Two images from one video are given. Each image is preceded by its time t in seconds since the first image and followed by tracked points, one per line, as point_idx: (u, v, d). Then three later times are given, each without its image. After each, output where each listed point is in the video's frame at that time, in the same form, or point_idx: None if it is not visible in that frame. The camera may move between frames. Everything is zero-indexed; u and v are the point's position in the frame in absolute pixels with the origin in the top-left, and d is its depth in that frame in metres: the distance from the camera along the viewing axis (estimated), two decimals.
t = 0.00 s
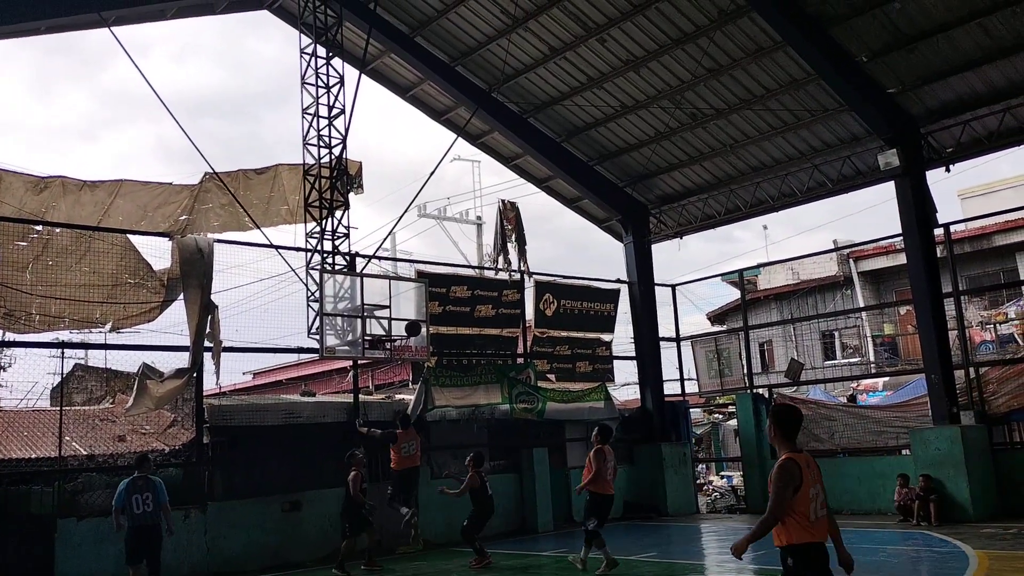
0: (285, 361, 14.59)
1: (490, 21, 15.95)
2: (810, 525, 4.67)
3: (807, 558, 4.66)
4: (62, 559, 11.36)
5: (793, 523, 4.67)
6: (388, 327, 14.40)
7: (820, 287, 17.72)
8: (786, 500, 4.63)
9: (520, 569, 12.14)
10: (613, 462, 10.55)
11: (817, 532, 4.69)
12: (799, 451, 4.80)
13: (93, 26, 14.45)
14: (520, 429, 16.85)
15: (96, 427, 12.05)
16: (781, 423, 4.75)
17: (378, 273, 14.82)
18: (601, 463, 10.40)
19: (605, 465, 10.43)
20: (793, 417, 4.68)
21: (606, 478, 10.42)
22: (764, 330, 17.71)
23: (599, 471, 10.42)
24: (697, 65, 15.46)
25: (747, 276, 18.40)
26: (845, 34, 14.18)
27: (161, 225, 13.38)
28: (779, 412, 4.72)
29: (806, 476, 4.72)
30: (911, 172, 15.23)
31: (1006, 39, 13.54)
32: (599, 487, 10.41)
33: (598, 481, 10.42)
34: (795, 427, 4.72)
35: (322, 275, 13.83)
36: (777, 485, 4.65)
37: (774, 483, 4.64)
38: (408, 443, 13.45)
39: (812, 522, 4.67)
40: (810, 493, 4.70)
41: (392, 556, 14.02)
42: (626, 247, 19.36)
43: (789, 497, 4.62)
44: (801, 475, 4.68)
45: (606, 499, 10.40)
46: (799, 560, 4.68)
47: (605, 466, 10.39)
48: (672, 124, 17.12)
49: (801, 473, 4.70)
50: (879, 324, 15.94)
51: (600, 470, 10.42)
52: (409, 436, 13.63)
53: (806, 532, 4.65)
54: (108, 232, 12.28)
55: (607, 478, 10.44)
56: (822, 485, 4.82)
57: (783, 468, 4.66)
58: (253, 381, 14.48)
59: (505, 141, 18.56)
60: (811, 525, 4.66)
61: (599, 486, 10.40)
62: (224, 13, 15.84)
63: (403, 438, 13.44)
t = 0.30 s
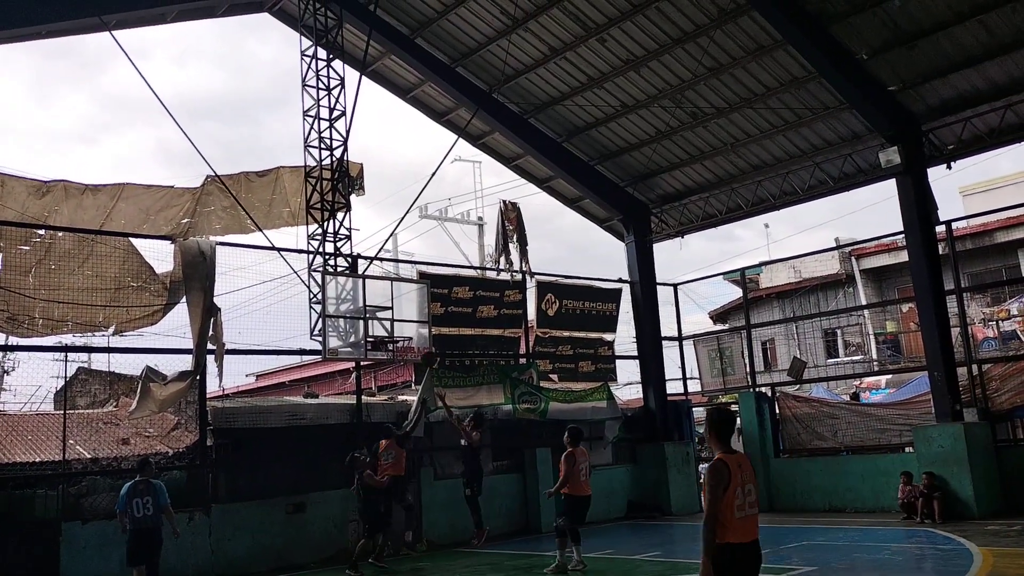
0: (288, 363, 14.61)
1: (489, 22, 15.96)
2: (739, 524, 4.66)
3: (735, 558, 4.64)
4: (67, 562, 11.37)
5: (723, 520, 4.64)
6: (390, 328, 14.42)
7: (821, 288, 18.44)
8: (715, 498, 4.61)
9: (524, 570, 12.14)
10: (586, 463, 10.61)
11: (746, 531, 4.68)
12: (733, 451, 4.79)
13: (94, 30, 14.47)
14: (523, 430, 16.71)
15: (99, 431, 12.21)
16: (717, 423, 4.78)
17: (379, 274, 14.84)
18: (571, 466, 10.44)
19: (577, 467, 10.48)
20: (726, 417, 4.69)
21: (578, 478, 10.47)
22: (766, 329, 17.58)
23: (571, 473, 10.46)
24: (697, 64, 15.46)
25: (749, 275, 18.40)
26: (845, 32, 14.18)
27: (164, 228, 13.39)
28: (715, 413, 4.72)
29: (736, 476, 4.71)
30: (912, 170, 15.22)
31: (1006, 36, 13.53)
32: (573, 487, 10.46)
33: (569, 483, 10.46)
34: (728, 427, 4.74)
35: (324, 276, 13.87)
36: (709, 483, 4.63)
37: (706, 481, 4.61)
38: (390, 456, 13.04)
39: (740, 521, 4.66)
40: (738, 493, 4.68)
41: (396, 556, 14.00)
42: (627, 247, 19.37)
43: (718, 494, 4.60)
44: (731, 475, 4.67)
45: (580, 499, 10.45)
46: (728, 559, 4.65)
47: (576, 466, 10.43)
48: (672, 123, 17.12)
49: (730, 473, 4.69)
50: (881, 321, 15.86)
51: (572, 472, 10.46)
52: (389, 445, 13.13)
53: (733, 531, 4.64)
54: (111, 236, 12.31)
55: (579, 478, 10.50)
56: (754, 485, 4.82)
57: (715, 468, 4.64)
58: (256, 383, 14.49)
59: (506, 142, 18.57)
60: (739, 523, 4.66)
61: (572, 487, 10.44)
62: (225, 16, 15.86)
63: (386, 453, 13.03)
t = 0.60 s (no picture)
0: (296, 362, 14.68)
1: (491, 19, 15.95)
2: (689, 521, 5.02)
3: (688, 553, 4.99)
4: (78, 565, 11.44)
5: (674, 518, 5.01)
6: (396, 327, 14.45)
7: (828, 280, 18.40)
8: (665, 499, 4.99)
9: (532, 568, 12.15)
10: (579, 460, 10.61)
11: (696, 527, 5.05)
12: (681, 454, 5.18)
13: (97, 33, 14.50)
14: (531, 427, 16.81)
15: (108, 432, 12.19)
16: (665, 431, 5.18)
17: (384, 273, 14.86)
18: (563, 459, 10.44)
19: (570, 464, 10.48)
20: (674, 423, 5.09)
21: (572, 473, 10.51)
22: (773, 322, 17.62)
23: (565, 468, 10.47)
24: (700, 58, 15.43)
25: (754, 269, 18.39)
26: (847, 24, 14.13)
27: (169, 229, 13.42)
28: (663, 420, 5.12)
29: (684, 476, 5.09)
30: (917, 161, 15.16)
31: (1010, 26, 13.46)
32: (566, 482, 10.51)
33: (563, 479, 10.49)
34: (675, 433, 5.13)
35: (330, 276, 13.93)
36: (658, 486, 5.01)
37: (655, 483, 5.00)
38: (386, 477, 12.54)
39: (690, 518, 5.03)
40: (687, 491, 5.06)
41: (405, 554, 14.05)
42: (632, 243, 19.36)
43: (667, 496, 4.99)
44: (679, 476, 5.05)
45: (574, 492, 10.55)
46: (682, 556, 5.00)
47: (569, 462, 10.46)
48: (675, 118, 17.10)
49: (678, 474, 5.07)
50: (888, 314, 15.95)
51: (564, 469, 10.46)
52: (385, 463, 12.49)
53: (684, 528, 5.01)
54: (116, 238, 12.35)
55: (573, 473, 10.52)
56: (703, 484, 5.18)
57: (663, 471, 5.02)
58: (263, 383, 14.52)
59: (509, 139, 18.58)
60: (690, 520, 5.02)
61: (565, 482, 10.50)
62: (227, 17, 15.88)
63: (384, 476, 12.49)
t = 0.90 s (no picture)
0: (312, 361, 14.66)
1: (504, 16, 15.91)
2: (653, 508, 5.42)
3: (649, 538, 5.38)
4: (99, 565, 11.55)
5: (636, 504, 5.43)
6: (412, 325, 14.46)
7: (846, 274, 18.08)
8: (628, 487, 5.43)
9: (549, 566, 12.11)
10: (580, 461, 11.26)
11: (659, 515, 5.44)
12: (647, 446, 5.62)
13: (112, 34, 14.59)
14: (547, 424, 16.82)
15: (128, 431, 12.32)
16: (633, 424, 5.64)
17: (400, 271, 14.87)
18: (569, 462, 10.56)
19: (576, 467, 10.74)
20: (640, 417, 5.55)
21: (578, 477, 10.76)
22: (790, 318, 17.44)
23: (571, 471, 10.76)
24: (715, 52, 15.32)
25: (771, 264, 18.27)
26: (864, 16, 13.98)
27: (186, 229, 13.48)
28: (630, 415, 5.60)
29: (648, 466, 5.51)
30: (935, 154, 14.99)
31: None
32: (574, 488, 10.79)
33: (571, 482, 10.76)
34: (642, 427, 5.60)
35: (346, 275, 13.90)
36: (622, 475, 5.46)
37: (619, 472, 5.44)
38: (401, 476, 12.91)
39: (654, 505, 5.41)
40: (651, 479, 5.47)
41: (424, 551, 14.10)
42: (647, 239, 19.27)
43: (630, 483, 5.43)
44: (642, 467, 5.48)
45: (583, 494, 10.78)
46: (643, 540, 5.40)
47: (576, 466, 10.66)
48: (691, 112, 17.00)
49: (642, 465, 5.50)
50: (908, 308, 15.80)
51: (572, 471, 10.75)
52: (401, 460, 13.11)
53: (647, 515, 5.39)
54: (134, 238, 12.43)
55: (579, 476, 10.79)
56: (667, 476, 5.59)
57: (627, 460, 5.47)
58: (280, 382, 14.57)
59: (523, 136, 18.54)
60: (652, 508, 5.41)
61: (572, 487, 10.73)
62: (241, 17, 15.93)
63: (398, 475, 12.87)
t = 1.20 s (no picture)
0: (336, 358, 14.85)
1: (526, 14, 15.94)
2: (635, 510, 5.72)
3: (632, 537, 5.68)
4: (129, 557, 11.77)
5: (619, 506, 5.75)
6: (434, 322, 14.56)
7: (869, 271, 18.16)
8: (614, 488, 5.74)
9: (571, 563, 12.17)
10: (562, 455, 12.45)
11: (642, 517, 5.73)
12: (632, 451, 5.93)
13: (139, 35, 14.78)
14: (569, 421, 16.86)
15: (157, 427, 12.77)
16: (620, 428, 5.97)
17: (422, 269, 14.95)
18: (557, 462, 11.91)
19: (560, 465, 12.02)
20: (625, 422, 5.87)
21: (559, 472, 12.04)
22: (814, 316, 17.34)
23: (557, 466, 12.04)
24: (739, 47, 15.25)
25: (795, 260, 18.19)
26: (889, 10, 13.86)
27: (212, 227, 13.65)
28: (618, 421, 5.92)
29: (631, 469, 5.82)
30: (962, 149, 14.84)
31: None
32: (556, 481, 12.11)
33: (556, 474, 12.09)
34: (629, 432, 5.92)
35: (370, 272, 13.99)
36: (608, 477, 5.78)
37: (605, 474, 5.76)
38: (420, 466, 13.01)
39: (636, 507, 5.72)
40: (634, 482, 5.77)
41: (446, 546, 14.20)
42: (670, 235, 19.23)
43: (615, 484, 5.74)
44: (628, 469, 5.79)
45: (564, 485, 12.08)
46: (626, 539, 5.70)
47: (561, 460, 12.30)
48: (713, 108, 16.94)
49: (627, 467, 5.82)
50: (933, 305, 15.69)
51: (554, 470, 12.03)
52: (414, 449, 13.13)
53: (629, 514, 5.71)
54: (162, 236, 12.59)
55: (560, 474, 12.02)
56: (652, 481, 5.89)
57: (614, 462, 5.80)
58: (305, 379, 14.71)
59: (545, 133, 18.56)
60: (635, 509, 5.72)
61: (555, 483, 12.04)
62: (266, 17, 16.08)
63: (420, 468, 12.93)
